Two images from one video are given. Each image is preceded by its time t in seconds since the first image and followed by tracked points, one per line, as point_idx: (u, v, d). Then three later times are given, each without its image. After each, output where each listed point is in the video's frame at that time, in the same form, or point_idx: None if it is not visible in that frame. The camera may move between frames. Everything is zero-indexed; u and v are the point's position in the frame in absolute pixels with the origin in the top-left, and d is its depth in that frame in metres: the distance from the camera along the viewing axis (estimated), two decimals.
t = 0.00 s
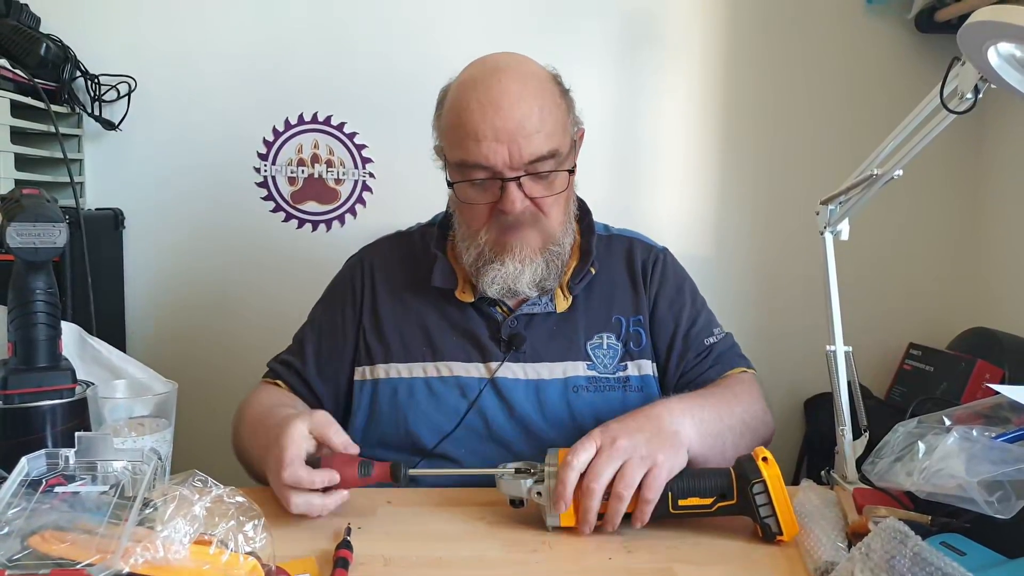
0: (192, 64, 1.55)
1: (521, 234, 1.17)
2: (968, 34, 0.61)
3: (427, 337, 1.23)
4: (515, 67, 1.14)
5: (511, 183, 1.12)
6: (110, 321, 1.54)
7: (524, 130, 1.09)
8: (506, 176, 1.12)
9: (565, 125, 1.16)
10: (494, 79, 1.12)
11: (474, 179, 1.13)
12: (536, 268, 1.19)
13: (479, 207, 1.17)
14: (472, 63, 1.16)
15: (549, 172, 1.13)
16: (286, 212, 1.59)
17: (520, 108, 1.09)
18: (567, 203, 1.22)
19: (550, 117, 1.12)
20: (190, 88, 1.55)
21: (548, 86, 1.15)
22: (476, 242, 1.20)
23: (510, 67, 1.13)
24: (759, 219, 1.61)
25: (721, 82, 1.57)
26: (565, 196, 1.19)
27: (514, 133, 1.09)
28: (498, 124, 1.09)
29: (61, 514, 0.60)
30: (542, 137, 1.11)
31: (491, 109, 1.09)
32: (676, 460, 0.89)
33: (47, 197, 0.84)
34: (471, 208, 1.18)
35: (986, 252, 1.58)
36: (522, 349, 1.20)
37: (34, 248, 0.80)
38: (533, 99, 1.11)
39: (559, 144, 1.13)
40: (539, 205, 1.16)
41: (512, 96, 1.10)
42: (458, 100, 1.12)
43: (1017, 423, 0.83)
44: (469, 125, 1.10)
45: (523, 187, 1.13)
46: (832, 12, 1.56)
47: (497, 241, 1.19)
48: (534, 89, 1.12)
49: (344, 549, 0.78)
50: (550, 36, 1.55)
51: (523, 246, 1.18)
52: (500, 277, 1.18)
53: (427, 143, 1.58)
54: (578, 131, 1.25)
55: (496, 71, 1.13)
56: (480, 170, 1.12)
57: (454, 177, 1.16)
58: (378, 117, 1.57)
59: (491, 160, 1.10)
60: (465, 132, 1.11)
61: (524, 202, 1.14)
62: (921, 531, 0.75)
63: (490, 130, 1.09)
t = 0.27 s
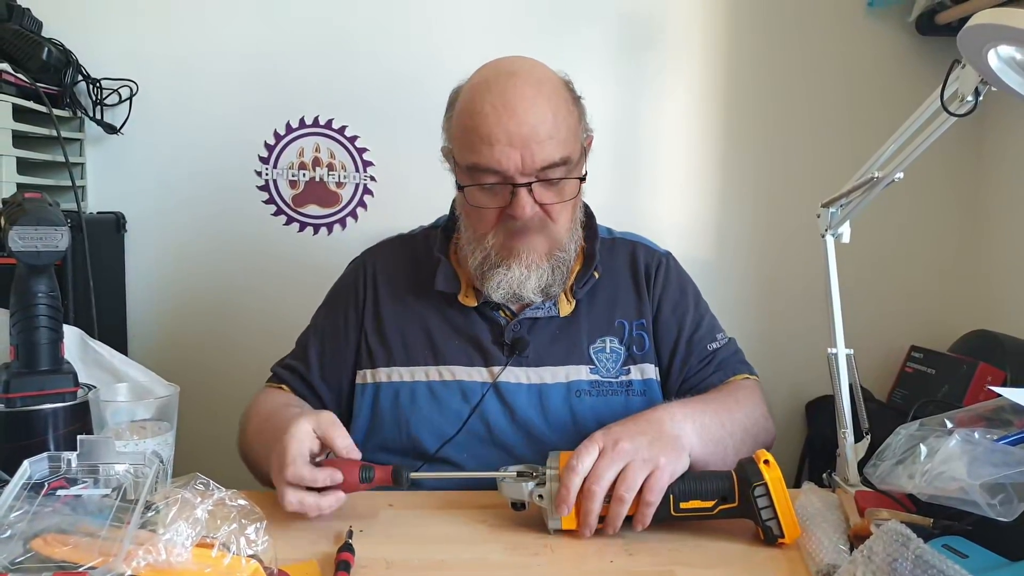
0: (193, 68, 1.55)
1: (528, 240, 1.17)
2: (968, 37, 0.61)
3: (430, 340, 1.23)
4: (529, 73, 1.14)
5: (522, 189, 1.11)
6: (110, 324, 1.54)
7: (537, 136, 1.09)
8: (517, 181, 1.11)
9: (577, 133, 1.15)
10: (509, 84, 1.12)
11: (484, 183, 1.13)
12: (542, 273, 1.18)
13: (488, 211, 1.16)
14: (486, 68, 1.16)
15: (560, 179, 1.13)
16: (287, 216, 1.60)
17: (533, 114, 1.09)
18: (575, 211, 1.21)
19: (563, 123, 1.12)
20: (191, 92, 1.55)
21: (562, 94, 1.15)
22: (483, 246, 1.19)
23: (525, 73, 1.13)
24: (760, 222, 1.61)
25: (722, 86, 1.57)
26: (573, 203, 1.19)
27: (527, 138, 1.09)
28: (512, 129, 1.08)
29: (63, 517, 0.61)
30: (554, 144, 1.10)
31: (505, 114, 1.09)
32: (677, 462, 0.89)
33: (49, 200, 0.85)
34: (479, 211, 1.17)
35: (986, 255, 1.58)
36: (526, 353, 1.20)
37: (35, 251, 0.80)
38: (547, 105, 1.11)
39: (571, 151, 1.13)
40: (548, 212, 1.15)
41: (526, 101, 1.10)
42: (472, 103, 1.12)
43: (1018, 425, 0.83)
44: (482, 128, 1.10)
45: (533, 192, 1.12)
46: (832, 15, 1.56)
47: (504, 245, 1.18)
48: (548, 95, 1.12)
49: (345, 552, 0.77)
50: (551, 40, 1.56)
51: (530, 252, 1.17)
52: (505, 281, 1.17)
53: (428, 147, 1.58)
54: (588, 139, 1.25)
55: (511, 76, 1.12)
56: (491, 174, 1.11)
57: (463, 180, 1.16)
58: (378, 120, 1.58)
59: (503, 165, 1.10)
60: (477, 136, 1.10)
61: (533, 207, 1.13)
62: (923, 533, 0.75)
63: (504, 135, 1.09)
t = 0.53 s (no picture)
0: (194, 66, 1.55)
1: (531, 237, 1.17)
2: (971, 36, 0.61)
3: (432, 337, 1.23)
4: (533, 71, 1.14)
5: (525, 187, 1.11)
6: (111, 322, 1.54)
7: (541, 134, 1.09)
8: (520, 179, 1.11)
9: (580, 132, 1.15)
10: (513, 82, 1.12)
11: (487, 181, 1.13)
12: (545, 271, 1.18)
13: (491, 209, 1.16)
14: (490, 66, 1.16)
15: (563, 177, 1.13)
16: (288, 214, 1.60)
17: (537, 112, 1.09)
18: (577, 210, 1.22)
19: (566, 122, 1.12)
20: (193, 90, 1.55)
21: (566, 92, 1.15)
22: (485, 244, 1.19)
23: (529, 71, 1.13)
24: (761, 222, 1.61)
25: (723, 85, 1.57)
26: (575, 201, 1.19)
27: (530, 136, 1.09)
28: (515, 127, 1.08)
29: (64, 514, 0.61)
30: (557, 142, 1.10)
31: (508, 112, 1.09)
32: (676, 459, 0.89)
33: (50, 197, 0.85)
34: (481, 209, 1.17)
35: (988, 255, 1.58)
36: (527, 351, 1.20)
37: (37, 248, 0.80)
38: (551, 104, 1.11)
39: (574, 149, 1.13)
40: (551, 210, 1.15)
41: (530, 99, 1.10)
42: (475, 101, 1.12)
43: (1019, 425, 0.83)
44: (486, 126, 1.10)
45: (536, 191, 1.12)
46: (834, 15, 1.56)
47: (507, 244, 1.18)
48: (551, 93, 1.12)
49: (346, 550, 0.77)
50: (553, 39, 1.56)
51: (533, 249, 1.17)
52: (508, 279, 1.17)
53: (429, 146, 1.58)
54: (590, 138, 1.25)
55: (515, 75, 1.12)
56: (494, 172, 1.11)
57: (466, 178, 1.16)
58: (380, 119, 1.58)
59: (506, 163, 1.10)
60: (481, 134, 1.10)
61: (536, 205, 1.13)
62: (924, 533, 0.75)
63: (508, 133, 1.09)
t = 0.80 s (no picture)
0: (194, 64, 1.55)
1: (528, 232, 1.17)
2: (972, 34, 0.61)
3: (432, 334, 1.23)
4: (538, 67, 1.14)
5: (524, 181, 1.11)
6: (111, 319, 1.54)
7: (542, 128, 1.09)
8: (519, 173, 1.11)
9: (581, 129, 1.16)
10: (516, 76, 1.12)
11: (486, 173, 1.13)
12: (540, 265, 1.18)
13: (489, 202, 1.16)
14: (495, 61, 1.17)
15: (562, 172, 1.13)
16: (288, 212, 1.60)
17: (538, 106, 1.10)
18: (576, 207, 1.22)
19: (568, 118, 1.12)
20: (193, 88, 1.55)
21: (569, 89, 1.15)
22: (483, 237, 1.19)
23: (533, 67, 1.14)
24: (761, 221, 1.61)
25: (724, 83, 1.57)
26: (575, 198, 1.19)
27: (531, 130, 1.09)
28: (516, 120, 1.09)
29: (64, 511, 0.60)
30: (558, 137, 1.11)
31: (510, 105, 1.09)
32: (676, 459, 0.89)
33: (50, 195, 0.85)
34: (479, 202, 1.17)
35: (989, 254, 1.58)
36: (527, 348, 1.20)
37: (37, 245, 0.80)
38: (553, 99, 1.11)
39: (574, 145, 1.13)
40: (549, 206, 1.15)
41: (533, 94, 1.10)
42: (478, 94, 1.12)
43: (1019, 424, 0.83)
44: (488, 119, 1.10)
45: (535, 186, 1.12)
46: (834, 14, 1.56)
47: (503, 236, 1.17)
48: (554, 89, 1.13)
49: (346, 548, 0.77)
50: (553, 37, 1.55)
51: (529, 243, 1.17)
52: (504, 271, 1.17)
53: (429, 144, 1.58)
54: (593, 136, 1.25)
55: (519, 69, 1.13)
56: (493, 164, 1.11)
57: (466, 170, 1.16)
58: (380, 117, 1.57)
59: (505, 154, 1.10)
60: (482, 125, 1.11)
61: (535, 201, 1.13)
62: (924, 531, 0.75)
63: (508, 125, 1.09)
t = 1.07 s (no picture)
0: (195, 63, 1.55)
1: (536, 232, 1.16)
2: (972, 34, 0.61)
3: (432, 334, 1.23)
4: (543, 68, 1.14)
5: (533, 182, 1.11)
6: (111, 318, 1.54)
7: (550, 129, 1.09)
8: (529, 174, 1.11)
9: (588, 130, 1.16)
10: (522, 77, 1.12)
11: (494, 175, 1.12)
12: (548, 265, 1.17)
13: (497, 204, 1.15)
14: (499, 62, 1.17)
15: (570, 173, 1.13)
16: (288, 211, 1.60)
17: (547, 106, 1.10)
18: (581, 208, 1.21)
19: (575, 118, 1.13)
20: (193, 87, 1.55)
21: (575, 90, 1.16)
22: (488, 240, 1.18)
23: (539, 67, 1.14)
24: (761, 221, 1.61)
25: (724, 83, 1.57)
26: (581, 199, 1.18)
27: (540, 130, 1.09)
28: (525, 121, 1.09)
29: (64, 510, 0.60)
30: (567, 137, 1.11)
31: (518, 107, 1.09)
32: (675, 459, 0.89)
33: (50, 194, 0.85)
34: (486, 203, 1.16)
35: (989, 254, 1.58)
36: (527, 349, 1.20)
37: (37, 244, 0.80)
38: (560, 100, 1.11)
39: (582, 146, 1.13)
40: (557, 206, 1.15)
41: (539, 95, 1.10)
42: (484, 95, 1.12)
43: (1019, 424, 0.83)
44: (496, 120, 1.10)
45: (544, 187, 1.12)
46: (834, 14, 1.56)
47: (510, 236, 1.16)
48: (561, 90, 1.13)
49: (345, 547, 0.77)
50: (553, 37, 1.55)
51: (538, 243, 1.16)
52: (512, 271, 1.16)
53: (428, 144, 1.58)
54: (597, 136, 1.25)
55: (525, 70, 1.13)
56: (502, 166, 1.11)
57: (473, 172, 1.15)
58: (380, 117, 1.57)
59: (514, 155, 1.10)
60: (490, 127, 1.10)
61: (544, 201, 1.13)
62: (923, 531, 0.75)
63: (517, 126, 1.09)
